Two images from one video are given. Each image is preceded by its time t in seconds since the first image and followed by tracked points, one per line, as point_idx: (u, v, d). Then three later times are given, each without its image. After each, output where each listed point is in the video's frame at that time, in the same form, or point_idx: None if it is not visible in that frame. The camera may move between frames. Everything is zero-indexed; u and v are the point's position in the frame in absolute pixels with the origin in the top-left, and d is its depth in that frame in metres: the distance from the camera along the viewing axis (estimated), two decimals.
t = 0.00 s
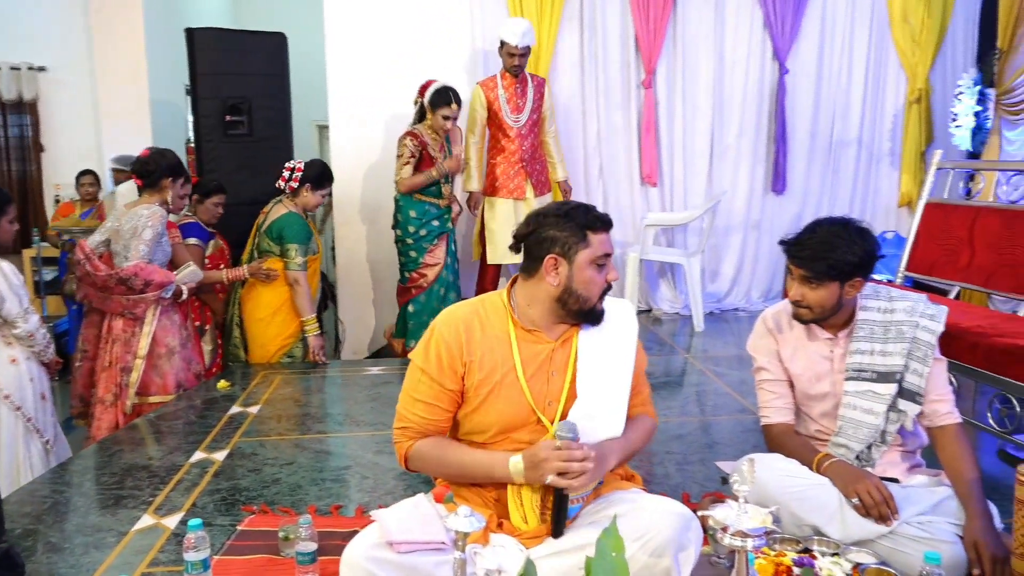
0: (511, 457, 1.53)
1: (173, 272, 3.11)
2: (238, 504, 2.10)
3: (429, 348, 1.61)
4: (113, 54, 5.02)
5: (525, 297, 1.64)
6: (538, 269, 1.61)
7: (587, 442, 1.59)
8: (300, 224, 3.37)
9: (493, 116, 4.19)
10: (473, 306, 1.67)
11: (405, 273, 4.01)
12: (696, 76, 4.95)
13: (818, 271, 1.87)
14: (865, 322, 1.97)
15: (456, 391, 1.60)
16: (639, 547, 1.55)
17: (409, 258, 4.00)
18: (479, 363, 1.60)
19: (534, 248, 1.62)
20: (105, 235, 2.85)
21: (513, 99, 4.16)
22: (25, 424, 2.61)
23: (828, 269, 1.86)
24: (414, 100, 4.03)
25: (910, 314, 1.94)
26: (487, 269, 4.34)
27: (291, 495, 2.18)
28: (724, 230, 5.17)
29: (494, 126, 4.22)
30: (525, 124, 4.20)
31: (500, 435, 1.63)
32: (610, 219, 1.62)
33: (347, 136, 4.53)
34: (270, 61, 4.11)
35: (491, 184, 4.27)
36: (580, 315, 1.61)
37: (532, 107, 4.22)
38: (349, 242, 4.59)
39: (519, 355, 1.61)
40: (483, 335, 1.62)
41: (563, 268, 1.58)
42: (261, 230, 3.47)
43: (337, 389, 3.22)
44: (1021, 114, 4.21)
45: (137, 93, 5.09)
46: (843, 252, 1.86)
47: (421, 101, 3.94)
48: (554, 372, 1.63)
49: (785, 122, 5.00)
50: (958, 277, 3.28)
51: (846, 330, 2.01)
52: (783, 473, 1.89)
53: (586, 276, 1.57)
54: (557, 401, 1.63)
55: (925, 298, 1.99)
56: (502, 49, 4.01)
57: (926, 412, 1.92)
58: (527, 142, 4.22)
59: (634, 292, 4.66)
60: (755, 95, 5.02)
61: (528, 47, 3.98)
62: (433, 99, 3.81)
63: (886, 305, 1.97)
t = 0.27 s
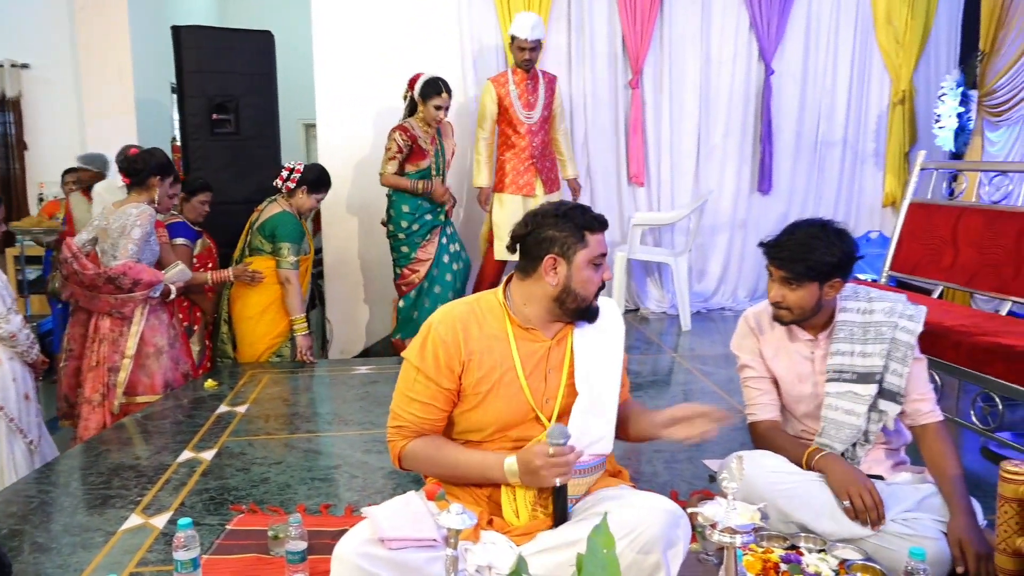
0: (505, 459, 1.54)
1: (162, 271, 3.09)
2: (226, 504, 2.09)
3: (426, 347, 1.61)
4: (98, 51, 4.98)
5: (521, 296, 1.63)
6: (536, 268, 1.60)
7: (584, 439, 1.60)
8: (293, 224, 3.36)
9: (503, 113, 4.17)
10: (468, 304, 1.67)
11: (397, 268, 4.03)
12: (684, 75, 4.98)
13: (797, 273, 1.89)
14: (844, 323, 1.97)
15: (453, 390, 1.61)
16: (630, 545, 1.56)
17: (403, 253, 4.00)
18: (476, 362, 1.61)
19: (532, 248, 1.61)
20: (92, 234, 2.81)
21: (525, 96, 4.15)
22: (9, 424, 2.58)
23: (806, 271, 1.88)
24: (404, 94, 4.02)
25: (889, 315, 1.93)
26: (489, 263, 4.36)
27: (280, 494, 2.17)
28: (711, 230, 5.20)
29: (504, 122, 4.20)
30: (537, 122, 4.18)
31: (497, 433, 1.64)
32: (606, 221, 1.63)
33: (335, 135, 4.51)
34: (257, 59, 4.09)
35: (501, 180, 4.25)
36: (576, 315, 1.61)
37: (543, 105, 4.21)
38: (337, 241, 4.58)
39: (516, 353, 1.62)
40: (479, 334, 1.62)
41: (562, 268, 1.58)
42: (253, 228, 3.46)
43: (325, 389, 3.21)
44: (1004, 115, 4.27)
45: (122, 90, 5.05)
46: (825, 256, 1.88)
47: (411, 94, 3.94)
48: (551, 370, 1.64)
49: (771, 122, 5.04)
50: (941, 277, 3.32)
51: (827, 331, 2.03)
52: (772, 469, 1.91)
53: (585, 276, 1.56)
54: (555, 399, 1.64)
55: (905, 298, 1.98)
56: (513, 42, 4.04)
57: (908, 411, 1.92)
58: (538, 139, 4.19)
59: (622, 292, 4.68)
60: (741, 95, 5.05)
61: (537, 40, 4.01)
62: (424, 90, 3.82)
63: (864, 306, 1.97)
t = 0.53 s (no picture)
0: (499, 467, 1.53)
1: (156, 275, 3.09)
2: (221, 508, 2.08)
3: (427, 348, 1.60)
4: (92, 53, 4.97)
5: (523, 298, 1.63)
6: (538, 271, 1.60)
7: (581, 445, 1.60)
8: (288, 227, 3.38)
9: (513, 115, 4.11)
10: (469, 306, 1.67)
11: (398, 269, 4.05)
12: (677, 80, 4.99)
13: (784, 280, 1.83)
14: (833, 331, 1.96)
15: (452, 392, 1.60)
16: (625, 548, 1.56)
17: (405, 253, 4.02)
18: (477, 364, 1.60)
19: (534, 252, 1.60)
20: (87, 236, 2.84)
21: (538, 99, 4.11)
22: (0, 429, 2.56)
23: (791, 279, 1.83)
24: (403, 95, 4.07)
25: (877, 321, 1.93)
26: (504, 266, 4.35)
27: (274, 499, 2.16)
28: (705, 234, 5.21)
29: (512, 126, 4.14)
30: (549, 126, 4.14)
31: (496, 436, 1.64)
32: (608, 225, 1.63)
33: (329, 138, 4.51)
34: (251, 62, 4.08)
35: (509, 183, 4.16)
36: (578, 318, 1.61)
37: (555, 109, 4.19)
38: (331, 244, 4.58)
39: (518, 356, 1.62)
40: (481, 336, 1.62)
41: (564, 271, 1.57)
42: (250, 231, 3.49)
43: (319, 393, 3.20)
44: (995, 121, 4.30)
45: (116, 93, 5.04)
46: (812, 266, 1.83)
47: (409, 95, 3.98)
48: (551, 373, 1.64)
49: (764, 127, 5.06)
50: (935, 281, 3.34)
51: (816, 339, 1.99)
52: (767, 474, 1.92)
53: (587, 278, 1.57)
54: (554, 402, 1.64)
55: (892, 304, 1.98)
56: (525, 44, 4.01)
57: (901, 416, 1.91)
58: (547, 143, 4.14)
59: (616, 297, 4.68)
60: (734, 99, 5.07)
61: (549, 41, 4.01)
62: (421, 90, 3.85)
63: (853, 313, 1.96)
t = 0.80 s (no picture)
0: (497, 473, 1.54)
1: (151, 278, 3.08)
2: (216, 512, 2.07)
3: (429, 350, 1.61)
4: (85, 55, 4.96)
5: (527, 302, 1.63)
6: (546, 275, 1.59)
7: (581, 448, 1.60)
8: (282, 229, 3.40)
9: (520, 118, 4.10)
10: (473, 309, 1.67)
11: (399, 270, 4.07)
12: (672, 84, 5.01)
13: (783, 301, 1.80)
14: (823, 338, 1.96)
15: (454, 395, 1.60)
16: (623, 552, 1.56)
17: (406, 255, 4.03)
18: (480, 367, 1.60)
19: (542, 256, 1.60)
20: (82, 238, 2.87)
21: (546, 103, 4.10)
22: None
23: (790, 299, 1.80)
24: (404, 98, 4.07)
25: (866, 327, 1.93)
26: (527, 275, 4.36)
27: (270, 503, 2.15)
28: (699, 238, 5.23)
29: (520, 129, 4.13)
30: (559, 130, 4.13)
31: (497, 439, 1.64)
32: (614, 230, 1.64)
33: (324, 141, 4.51)
34: (246, 65, 4.08)
35: (515, 189, 4.18)
36: (583, 322, 1.61)
37: (564, 114, 4.15)
38: (326, 247, 4.57)
39: (521, 360, 1.62)
40: (484, 339, 1.62)
41: (572, 276, 1.57)
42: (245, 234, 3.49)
43: (314, 396, 3.19)
44: (988, 126, 4.34)
45: (110, 95, 5.03)
46: (810, 283, 1.79)
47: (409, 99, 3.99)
48: (553, 377, 1.64)
49: (759, 131, 5.08)
50: (928, 285, 3.35)
51: (806, 348, 1.99)
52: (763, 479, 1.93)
53: (594, 283, 1.57)
54: (555, 407, 1.64)
55: (880, 309, 1.99)
56: (532, 48, 3.93)
57: (892, 421, 1.92)
58: (554, 147, 4.13)
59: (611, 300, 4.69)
60: (729, 104, 5.09)
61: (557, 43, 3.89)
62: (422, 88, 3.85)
63: (841, 320, 1.96)
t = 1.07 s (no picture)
0: (494, 475, 1.53)
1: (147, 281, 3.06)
2: (212, 515, 2.06)
3: (431, 350, 1.61)
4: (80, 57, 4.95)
5: (530, 306, 1.63)
6: (548, 280, 1.60)
7: (580, 453, 1.60)
8: (280, 231, 3.40)
9: (526, 122, 4.10)
10: (476, 310, 1.67)
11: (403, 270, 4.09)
12: (668, 88, 5.02)
13: (782, 312, 1.80)
14: (815, 344, 1.97)
15: (454, 397, 1.60)
16: (621, 556, 1.56)
17: (410, 256, 4.05)
18: (481, 370, 1.61)
19: (545, 260, 1.60)
20: (78, 240, 2.86)
21: (553, 107, 4.09)
22: None
23: (789, 309, 1.79)
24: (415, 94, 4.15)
25: (857, 334, 1.94)
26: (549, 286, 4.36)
27: (265, 505, 2.15)
28: (695, 242, 5.24)
29: (526, 133, 4.13)
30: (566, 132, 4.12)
31: (496, 442, 1.64)
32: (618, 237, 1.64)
33: (321, 144, 4.50)
34: (243, 67, 4.07)
35: (523, 194, 4.16)
36: (585, 328, 1.61)
37: (571, 117, 4.16)
38: (322, 249, 4.56)
39: (522, 364, 1.62)
40: (486, 342, 1.62)
41: (575, 281, 1.57)
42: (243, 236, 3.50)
43: (309, 399, 3.18)
44: (982, 131, 4.37)
45: (105, 97, 5.01)
46: (805, 293, 1.79)
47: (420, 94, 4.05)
48: (554, 382, 1.64)
49: (755, 136, 5.10)
50: (923, 289, 3.36)
51: (798, 354, 1.99)
52: (760, 484, 1.92)
53: (596, 289, 1.57)
54: (555, 411, 1.64)
55: (872, 315, 1.99)
56: (538, 49, 3.95)
57: (885, 425, 1.92)
58: (562, 151, 4.12)
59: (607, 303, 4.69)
60: (725, 108, 5.11)
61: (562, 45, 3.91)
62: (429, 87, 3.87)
63: (833, 326, 1.97)
